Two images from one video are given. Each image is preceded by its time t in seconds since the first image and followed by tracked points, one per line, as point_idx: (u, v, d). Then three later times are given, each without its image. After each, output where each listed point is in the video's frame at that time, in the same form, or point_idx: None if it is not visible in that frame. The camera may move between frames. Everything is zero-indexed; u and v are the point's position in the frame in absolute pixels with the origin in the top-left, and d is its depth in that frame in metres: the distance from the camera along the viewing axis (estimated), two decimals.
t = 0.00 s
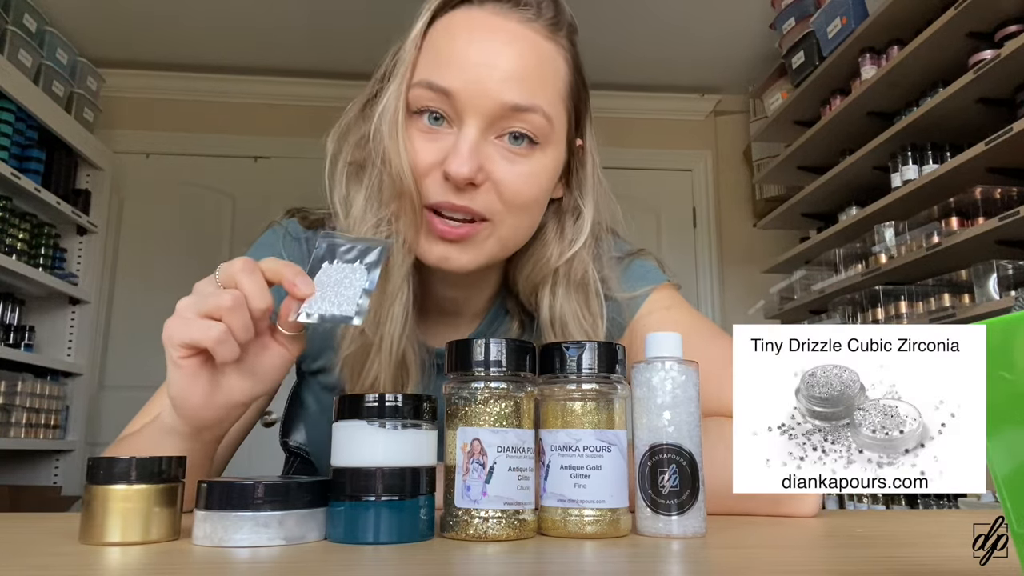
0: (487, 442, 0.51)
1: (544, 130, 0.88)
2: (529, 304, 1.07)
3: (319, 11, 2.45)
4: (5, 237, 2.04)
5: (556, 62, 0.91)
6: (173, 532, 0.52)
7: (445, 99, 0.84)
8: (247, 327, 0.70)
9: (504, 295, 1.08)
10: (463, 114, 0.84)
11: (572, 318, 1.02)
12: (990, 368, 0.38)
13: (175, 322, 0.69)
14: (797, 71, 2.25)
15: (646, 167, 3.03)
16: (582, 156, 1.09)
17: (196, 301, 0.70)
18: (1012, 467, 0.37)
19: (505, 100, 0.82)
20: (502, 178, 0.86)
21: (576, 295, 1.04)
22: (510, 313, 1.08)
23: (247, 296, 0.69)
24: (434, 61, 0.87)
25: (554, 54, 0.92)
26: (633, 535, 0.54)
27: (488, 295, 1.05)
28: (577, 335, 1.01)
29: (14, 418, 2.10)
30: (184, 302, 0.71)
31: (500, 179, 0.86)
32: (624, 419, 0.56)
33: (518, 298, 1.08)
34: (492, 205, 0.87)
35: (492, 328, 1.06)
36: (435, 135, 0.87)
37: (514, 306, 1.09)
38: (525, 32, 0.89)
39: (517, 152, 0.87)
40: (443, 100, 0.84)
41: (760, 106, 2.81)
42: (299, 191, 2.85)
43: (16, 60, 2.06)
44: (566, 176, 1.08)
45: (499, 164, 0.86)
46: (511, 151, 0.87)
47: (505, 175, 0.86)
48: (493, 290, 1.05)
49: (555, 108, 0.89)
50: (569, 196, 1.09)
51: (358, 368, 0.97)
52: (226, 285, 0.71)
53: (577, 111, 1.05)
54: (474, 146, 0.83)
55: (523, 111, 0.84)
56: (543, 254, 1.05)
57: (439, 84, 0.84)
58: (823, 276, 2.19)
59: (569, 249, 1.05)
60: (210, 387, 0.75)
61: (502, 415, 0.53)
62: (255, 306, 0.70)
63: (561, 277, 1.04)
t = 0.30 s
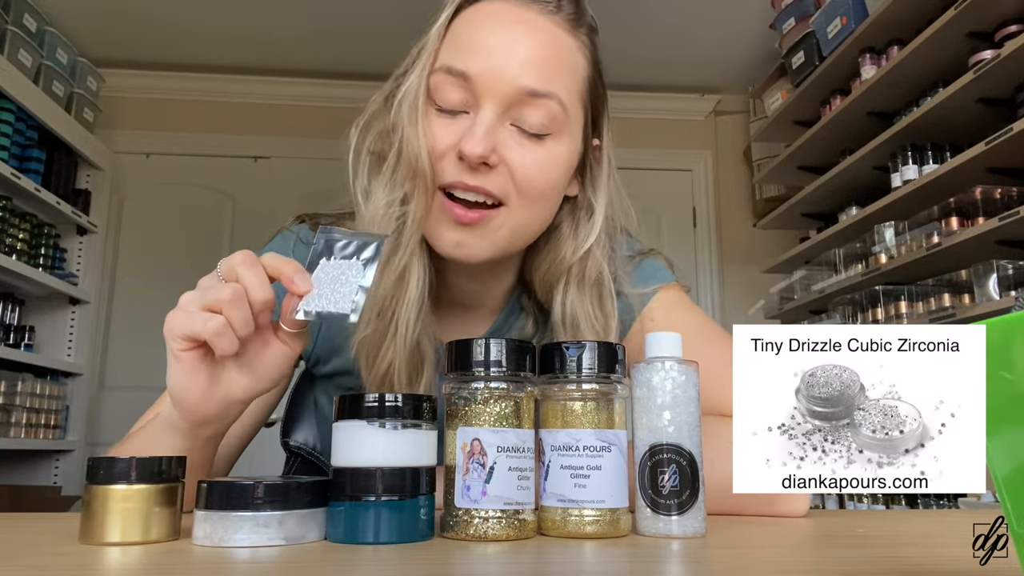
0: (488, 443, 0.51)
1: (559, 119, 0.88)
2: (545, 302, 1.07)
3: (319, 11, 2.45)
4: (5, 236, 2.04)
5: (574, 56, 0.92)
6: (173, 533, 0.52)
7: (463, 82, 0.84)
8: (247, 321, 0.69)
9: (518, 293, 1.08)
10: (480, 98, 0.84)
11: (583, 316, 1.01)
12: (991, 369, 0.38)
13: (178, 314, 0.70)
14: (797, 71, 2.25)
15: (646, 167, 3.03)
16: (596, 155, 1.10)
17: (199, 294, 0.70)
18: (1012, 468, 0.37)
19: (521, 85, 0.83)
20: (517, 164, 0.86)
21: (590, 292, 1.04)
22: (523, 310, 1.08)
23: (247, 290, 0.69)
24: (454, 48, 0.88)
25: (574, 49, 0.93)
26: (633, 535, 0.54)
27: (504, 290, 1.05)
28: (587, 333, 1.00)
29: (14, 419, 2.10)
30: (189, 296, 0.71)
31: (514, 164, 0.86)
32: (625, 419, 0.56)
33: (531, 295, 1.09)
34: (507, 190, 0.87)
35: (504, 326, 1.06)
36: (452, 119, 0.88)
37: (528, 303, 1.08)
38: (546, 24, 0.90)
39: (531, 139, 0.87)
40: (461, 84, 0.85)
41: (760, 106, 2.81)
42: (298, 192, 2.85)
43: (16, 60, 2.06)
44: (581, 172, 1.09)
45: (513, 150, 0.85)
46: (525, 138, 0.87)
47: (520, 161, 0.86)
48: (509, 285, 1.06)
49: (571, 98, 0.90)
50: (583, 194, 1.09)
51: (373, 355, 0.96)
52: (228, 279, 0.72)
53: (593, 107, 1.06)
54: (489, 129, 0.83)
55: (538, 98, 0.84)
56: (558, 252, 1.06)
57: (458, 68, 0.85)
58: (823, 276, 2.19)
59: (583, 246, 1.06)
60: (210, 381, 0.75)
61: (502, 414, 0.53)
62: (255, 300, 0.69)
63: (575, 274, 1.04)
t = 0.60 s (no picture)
0: (487, 442, 0.51)
1: (578, 122, 0.88)
2: (556, 302, 1.08)
3: (319, 11, 2.45)
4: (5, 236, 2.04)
5: (591, 61, 0.93)
6: (173, 532, 0.52)
7: (484, 87, 0.85)
8: (243, 328, 0.69)
9: (529, 292, 1.08)
10: (501, 102, 0.84)
11: (605, 313, 1.02)
12: (991, 369, 0.38)
13: (172, 322, 0.70)
14: (797, 71, 2.25)
15: (646, 167, 3.03)
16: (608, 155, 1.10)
17: (195, 302, 0.70)
18: (1012, 467, 0.37)
19: (542, 90, 0.83)
20: (537, 166, 0.86)
21: (607, 290, 1.04)
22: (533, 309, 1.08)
23: (242, 295, 0.69)
24: (474, 53, 0.88)
25: (591, 53, 0.93)
26: (633, 535, 0.54)
27: (516, 288, 1.05)
28: (609, 330, 1.01)
29: (14, 419, 2.10)
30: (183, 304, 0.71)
31: (534, 167, 0.86)
32: (625, 419, 0.56)
33: (542, 294, 1.09)
34: (528, 192, 0.86)
35: (516, 326, 1.06)
36: (473, 123, 0.88)
37: (538, 303, 1.09)
38: (565, 29, 0.91)
39: (551, 143, 0.87)
40: (483, 89, 0.85)
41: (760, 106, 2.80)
42: (298, 192, 2.85)
43: (16, 60, 2.06)
44: (596, 172, 1.08)
45: (534, 153, 0.85)
46: (544, 141, 0.87)
47: (541, 164, 0.86)
48: (520, 285, 1.06)
49: (590, 103, 0.90)
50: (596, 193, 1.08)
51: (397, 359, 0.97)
52: (224, 285, 0.71)
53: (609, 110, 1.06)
54: (511, 132, 0.83)
55: (559, 102, 0.84)
56: (574, 250, 1.05)
57: (480, 72, 0.85)
58: (823, 276, 2.18)
59: (599, 244, 1.05)
60: (206, 390, 0.75)
61: (502, 414, 0.53)
62: (250, 306, 0.69)
63: (592, 272, 1.04)
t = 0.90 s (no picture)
0: (487, 442, 0.51)
1: (571, 120, 0.88)
2: (556, 301, 1.08)
3: (319, 11, 2.45)
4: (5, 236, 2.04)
5: (583, 58, 0.93)
6: (173, 532, 0.52)
7: (476, 88, 0.84)
8: (243, 326, 0.69)
9: (528, 292, 1.08)
10: (494, 103, 0.84)
11: (604, 311, 1.02)
12: (991, 369, 0.38)
13: (173, 320, 0.70)
14: (797, 71, 2.25)
15: (646, 167, 3.03)
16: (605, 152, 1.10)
17: (195, 299, 0.70)
18: (1012, 467, 0.37)
19: (534, 89, 0.83)
20: (531, 166, 0.86)
21: (606, 287, 1.04)
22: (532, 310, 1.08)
23: (241, 293, 0.69)
24: (465, 54, 0.88)
25: (582, 49, 0.94)
26: (633, 535, 0.54)
27: (515, 289, 1.05)
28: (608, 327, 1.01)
29: (14, 418, 2.10)
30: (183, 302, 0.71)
31: (529, 167, 0.86)
32: (625, 419, 0.56)
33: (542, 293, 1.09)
34: (523, 193, 0.86)
35: (515, 327, 1.06)
36: (466, 125, 0.87)
37: (538, 303, 1.09)
38: (555, 26, 0.91)
39: (545, 141, 0.87)
40: (474, 90, 0.85)
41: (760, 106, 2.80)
42: (298, 192, 2.85)
43: (16, 60, 2.06)
44: (592, 170, 1.09)
45: (528, 153, 0.85)
46: (538, 141, 0.87)
47: (535, 163, 0.86)
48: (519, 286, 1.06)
49: (582, 100, 0.90)
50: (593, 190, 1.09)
51: (394, 363, 0.97)
52: (224, 282, 0.71)
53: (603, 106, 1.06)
54: (504, 133, 0.83)
55: (551, 101, 0.84)
56: (572, 248, 1.05)
57: (471, 74, 0.85)
58: (823, 276, 2.18)
59: (597, 241, 1.06)
60: (205, 387, 0.75)
61: (502, 415, 0.53)
62: (249, 304, 0.69)
63: (590, 270, 1.04)
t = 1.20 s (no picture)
0: (487, 442, 0.51)
1: (553, 119, 0.88)
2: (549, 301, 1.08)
3: (319, 11, 2.45)
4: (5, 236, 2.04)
5: (562, 55, 0.92)
6: (173, 532, 0.53)
7: (454, 92, 0.84)
8: (209, 318, 0.67)
9: (522, 292, 1.08)
10: (473, 106, 0.84)
11: (594, 308, 1.02)
12: (991, 368, 0.38)
13: (139, 316, 0.69)
14: (797, 71, 2.25)
15: (645, 166, 3.03)
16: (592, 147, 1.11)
17: (159, 295, 0.68)
18: (1011, 467, 0.37)
19: (513, 90, 0.83)
20: (515, 168, 0.86)
21: (597, 284, 1.04)
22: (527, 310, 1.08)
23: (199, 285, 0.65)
24: (443, 58, 0.88)
25: (562, 46, 0.94)
26: (633, 535, 0.54)
27: (508, 289, 1.05)
28: (599, 324, 1.01)
29: (14, 418, 2.10)
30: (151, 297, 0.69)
31: (512, 169, 0.86)
32: (625, 419, 0.56)
33: (535, 292, 1.09)
34: (507, 195, 0.86)
35: (508, 327, 1.06)
36: (446, 129, 0.87)
37: (532, 303, 1.08)
38: (532, 25, 0.91)
39: (527, 142, 0.87)
40: (453, 94, 0.84)
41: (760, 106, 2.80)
42: (298, 192, 2.85)
43: (16, 60, 2.06)
44: (580, 165, 1.10)
45: (510, 155, 0.85)
46: (521, 141, 0.86)
47: (518, 165, 0.86)
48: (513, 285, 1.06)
49: (563, 98, 0.90)
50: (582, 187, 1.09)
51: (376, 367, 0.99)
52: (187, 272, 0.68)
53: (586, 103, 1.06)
54: (485, 135, 0.83)
55: (531, 101, 0.84)
56: (561, 245, 1.06)
57: (449, 77, 0.84)
58: (823, 276, 2.18)
59: (587, 238, 1.06)
60: (182, 382, 0.75)
61: (502, 415, 0.53)
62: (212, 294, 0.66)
63: (580, 268, 1.04)
